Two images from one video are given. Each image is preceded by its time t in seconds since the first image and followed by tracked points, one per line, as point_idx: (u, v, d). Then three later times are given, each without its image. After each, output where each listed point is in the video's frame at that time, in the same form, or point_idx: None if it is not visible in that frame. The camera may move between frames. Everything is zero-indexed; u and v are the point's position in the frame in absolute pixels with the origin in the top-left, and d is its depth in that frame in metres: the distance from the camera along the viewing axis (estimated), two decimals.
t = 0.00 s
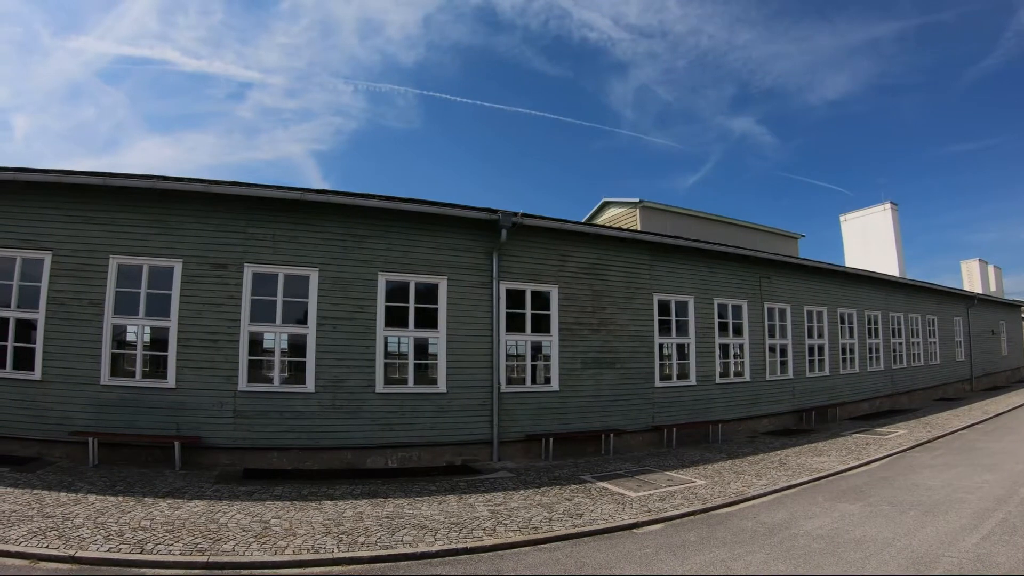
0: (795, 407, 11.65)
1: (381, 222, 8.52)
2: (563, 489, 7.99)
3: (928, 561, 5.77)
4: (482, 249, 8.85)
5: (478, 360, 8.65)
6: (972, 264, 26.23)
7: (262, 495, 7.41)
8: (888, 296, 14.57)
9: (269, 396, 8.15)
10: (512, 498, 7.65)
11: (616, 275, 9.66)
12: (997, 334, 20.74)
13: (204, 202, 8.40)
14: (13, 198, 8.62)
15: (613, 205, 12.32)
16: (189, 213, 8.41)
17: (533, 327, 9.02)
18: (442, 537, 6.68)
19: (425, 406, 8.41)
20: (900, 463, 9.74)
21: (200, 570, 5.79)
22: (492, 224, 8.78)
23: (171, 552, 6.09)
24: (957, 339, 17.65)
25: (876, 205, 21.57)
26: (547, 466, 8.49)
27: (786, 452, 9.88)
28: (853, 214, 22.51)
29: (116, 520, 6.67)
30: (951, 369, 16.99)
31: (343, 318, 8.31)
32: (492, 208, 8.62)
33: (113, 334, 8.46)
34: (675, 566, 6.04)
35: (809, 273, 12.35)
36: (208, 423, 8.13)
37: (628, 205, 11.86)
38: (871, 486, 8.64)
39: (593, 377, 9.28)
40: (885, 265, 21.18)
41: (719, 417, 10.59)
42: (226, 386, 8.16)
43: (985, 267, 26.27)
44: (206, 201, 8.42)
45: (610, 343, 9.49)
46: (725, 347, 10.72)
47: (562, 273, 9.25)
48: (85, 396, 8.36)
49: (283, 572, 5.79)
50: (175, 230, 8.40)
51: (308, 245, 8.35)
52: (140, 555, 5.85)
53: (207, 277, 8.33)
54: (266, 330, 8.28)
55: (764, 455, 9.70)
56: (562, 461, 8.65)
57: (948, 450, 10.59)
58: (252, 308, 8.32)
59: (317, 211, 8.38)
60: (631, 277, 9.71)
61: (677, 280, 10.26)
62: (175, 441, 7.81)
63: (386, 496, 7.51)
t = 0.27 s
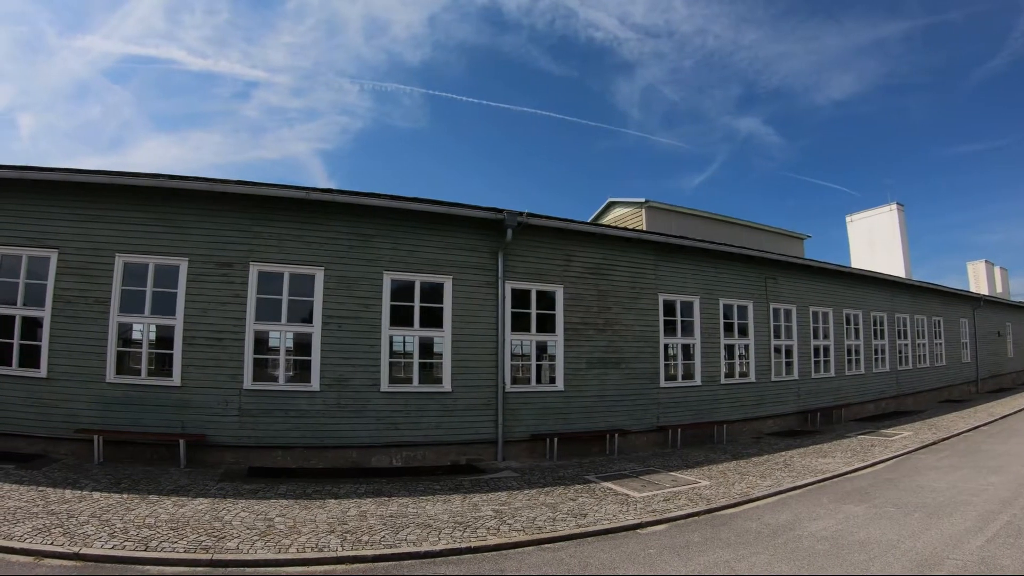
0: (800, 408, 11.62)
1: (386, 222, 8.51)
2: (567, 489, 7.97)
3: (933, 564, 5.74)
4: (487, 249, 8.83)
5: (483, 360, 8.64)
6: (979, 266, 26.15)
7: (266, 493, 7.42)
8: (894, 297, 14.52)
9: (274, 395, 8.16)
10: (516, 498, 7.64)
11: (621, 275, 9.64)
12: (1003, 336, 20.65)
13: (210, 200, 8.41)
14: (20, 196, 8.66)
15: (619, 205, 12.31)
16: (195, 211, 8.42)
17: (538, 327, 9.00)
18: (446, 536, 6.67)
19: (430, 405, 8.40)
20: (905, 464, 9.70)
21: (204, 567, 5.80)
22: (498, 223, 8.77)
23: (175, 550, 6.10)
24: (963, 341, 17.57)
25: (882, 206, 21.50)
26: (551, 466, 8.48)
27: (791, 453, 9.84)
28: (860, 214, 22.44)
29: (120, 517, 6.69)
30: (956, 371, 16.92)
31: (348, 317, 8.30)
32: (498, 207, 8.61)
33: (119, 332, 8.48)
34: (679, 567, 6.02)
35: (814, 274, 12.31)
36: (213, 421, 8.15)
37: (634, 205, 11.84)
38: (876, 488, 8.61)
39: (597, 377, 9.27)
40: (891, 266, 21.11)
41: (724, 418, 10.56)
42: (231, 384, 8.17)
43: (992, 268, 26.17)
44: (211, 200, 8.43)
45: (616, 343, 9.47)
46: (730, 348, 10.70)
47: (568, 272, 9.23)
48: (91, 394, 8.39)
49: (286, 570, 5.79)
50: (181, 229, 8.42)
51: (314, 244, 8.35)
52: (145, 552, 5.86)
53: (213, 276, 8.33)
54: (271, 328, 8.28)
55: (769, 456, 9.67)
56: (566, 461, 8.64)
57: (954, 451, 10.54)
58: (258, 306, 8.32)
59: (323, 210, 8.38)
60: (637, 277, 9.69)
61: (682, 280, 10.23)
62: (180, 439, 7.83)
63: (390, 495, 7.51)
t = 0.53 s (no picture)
0: (804, 408, 11.58)
1: (390, 221, 8.50)
2: (570, 489, 7.96)
3: (937, 565, 5.71)
4: (491, 248, 8.81)
5: (487, 359, 8.63)
6: (984, 267, 26.11)
7: (269, 492, 7.42)
8: (899, 298, 14.47)
9: (277, 393, 8.15)
10: (519, 498, 7.63)
11: (625, 274, 9.62)
12: (1008, 337, 20.58)
13: (214, 199, 8.41)
14: (25, 195, 8.69)
15: (623, 205, 12.28)
16: (199, 210, 8.42)
17: (542, 326, 8.99)
18: (449, 535, 6.66)
19: (433, 405, 8.40)
20: (908, 465, 9.66)
21: (206, 565, 5.80)
22: (502, 222, 8.75)
23: (178, 547, 6.11)
24: (968, 342, 17.51)
25: (887, 206, 21.43)
26: (554, 466, 8.46)
27: (795, 454, 9.81)
28: (864, 215, 22.37)
29: (123, 514, 6.70)
30: (961, 372, 16.86)
31: (352, 316, 8.30)
32: (502, 207, 8.59)
33: (123, 330, 8.49)
34: (681, 567, 6.00)
35: (819, 274, 12.27)
36: (216, 420, 8.15)
37: (639, 205, 11.81)
38: (879, 489, 8.58)
39: (601, 377, 9.25)
40: (896, 267, 21.05)
41: (728, 418, 10.53)
42: (235, 383, 8.17)
43: (997, 269, 26.11)
44: (215, 198, 8.43)
45: (619, 343, 9.45)
46: (734, 348, 10.67)
47: (572, 272, 9.21)
48: (95, 392, 8.40)
49: (288, 569, 5.79)
50: (185, 227, 8.42)
51: (317, 243, 8.33)
52: (147, 550, 5.86)
53: (217, 275, 8.33)
54: (275, 327, 8.27)
55: (773, 457, 9.64)
56: (569, 460, 8.62)
57: (958, 453, 10.50)
58: (261, 305, 8.31)
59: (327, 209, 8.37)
60: (641, 277, 9.67)
61: (686, 280, 10.21)
62: (183, 437, 7.83)
63: (393, 494, 7.51)
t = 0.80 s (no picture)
0: (806, 408, 11.56)
1: (392, 219, 8.48)
2: (571, 488, 7.95)
3: (939, 565, 5.69)
4: (493, 247, 8.80)
5: (488, 358, 8.62)
6: (987, 266, 26.11)
7: (270, 490, 7.42)
8: (902, 297, 14.45)
9: (279, 391, 8.15)
10: (520, 496, 7.63)
11: (627, 273, 9.60)
12: (1010, 337, 20.54)
13: (216, 197, 8.40)
14: (28, 193, 8.71)
15: (625, 203, 12.27)
16: (200, 208, 8.42)
17: (543, 325, 8.97)
18: (450, 534, 6.66)
19: (435, 403, 8.39)
20: (911, 465, 9.64)
21: (207, 563, 5.80)
22: (504, 221, 8.74)
23: (178, 545, 6.11)
24: (970, 342, 17.47)
25: (890, 205, 21.39)
26: (555, 464, 8.46)
27: (797, 454, 9.79)
28: (867, 214, 22.33)
29: (124, 512, 6.71)
30: (963, 372, 16.83)
31: (353, 314, 8.29)
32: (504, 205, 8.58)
33: (125, 328, 8.50)
34: (683, 566, 5.99)
35: (821, 273, 12.24)
36: (218, 418, 8.15)
37: (641, 203, 11.79)
38: (881, 489, 8.56)
39: (602, 376, 9.24)
40: (898, 266, 21.02)
41: (729, 417, 10.52)
42: (237, 381, 8.17)
43: (1000, 269, 26.10)
44: (216, 196, 8.42)
45: (621, 341, 9.44)
46: (736, 347, 10.66)
47: (574, 271, 9.20)
48: (96, 389, 8.41)
49: (289, 567, 5.79)
50: (186, 225, 8.41)
51: (319, 241, 8.32)
52: (148, 548, 5.86)
53: (219, 272, 8.33)
54: (277, 325, 8.26)
55: (775, 456, 9.62)
56: (571, 459, 8.61)
57: (960, 452, 10.47)
58: (263, 303, 8.31)
59: (329, 207, 8.36)
60: (643, 276, 9.66)
61: (689, 279, 10.19)
62: (185, 435, 7.83)
63: (394, 492, 7.51)
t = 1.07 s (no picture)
0: (807, 408, 11.53)
1: (394, 216, 8.45)
2: (572, 487, 7.93)
3: (942, 566, 5.67)
4: (495, 245, 8.77)
5: (490, 356, 8.59)
6: (988, 267, 26.11)
7: (270, 488, 7.40)
8: (903, 298, 14.42)
9: (279, 389, 8.12)
10: (521, 495, 7.61)
11: (629, 272, 9.58)
12: (1012, 338, 20.53)
13: (217, 193, 8.37)
14: (29, 189, 8.70)
15: (627, 202, 12.25)
16: (201, 205, 8.39)
17: (545, 323, 8.95)
18: (450, 532, 6.64)
19: (436, 401, 8.36)
20: (913, 466, 9.61)
21: (207, 560, 5.78)
22: (505, 219, 8.70)
23: (178, 543, 6.08)
24: (972, 342, 17.45)
25: (892, 206, 21.37)
26: (556, 463, 8.43)
27: (799, 454, 9.76)
28: (869, 214, 22.31)
29: (123, 509, 6.69)
30: (965, 373, 16.80)
31: (354, 311, 8.26)
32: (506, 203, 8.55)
33: (126, 325, 8.48)
34: (685, 566, 5.96)
35: (823, 273, 12.21)
36: (218, 415, 8.13)
37: (643, 202, 11.77)
38: (883, 489, 8.54)
39: (604, 375, 9.21)
40: (900, 267, 21.00)
41: (730, 417, 10.49)
42: (237, 378, 8.14)
43: (1002, 269, 26.11)
44: (217, 193, 8.38)
45: (623, 340, 9.42)
46: (737, 347, 10.63)
47: (576, 269, 9.17)
48: (97, 386, 8.39)
49: (289, 565, 5.77)
50: (187, 222, 8.39)
51: (320, 238, 8.29)
52: (147, 545, 5.84)
53: (219, 269, 8.30)
54: (277, 323, 8.23)
55: (776, 456, 9.59)
56: (572, 458, 8.58)
57: (962, 453, 10.44)
58: (264, 300, 8.27)
59: (330, 204, 8.33)
60: (645, 275, 9.63)
61: (691, 278, 10.16)
62: (185, 432, 7.81)
63: (394, 491, 7.49)
